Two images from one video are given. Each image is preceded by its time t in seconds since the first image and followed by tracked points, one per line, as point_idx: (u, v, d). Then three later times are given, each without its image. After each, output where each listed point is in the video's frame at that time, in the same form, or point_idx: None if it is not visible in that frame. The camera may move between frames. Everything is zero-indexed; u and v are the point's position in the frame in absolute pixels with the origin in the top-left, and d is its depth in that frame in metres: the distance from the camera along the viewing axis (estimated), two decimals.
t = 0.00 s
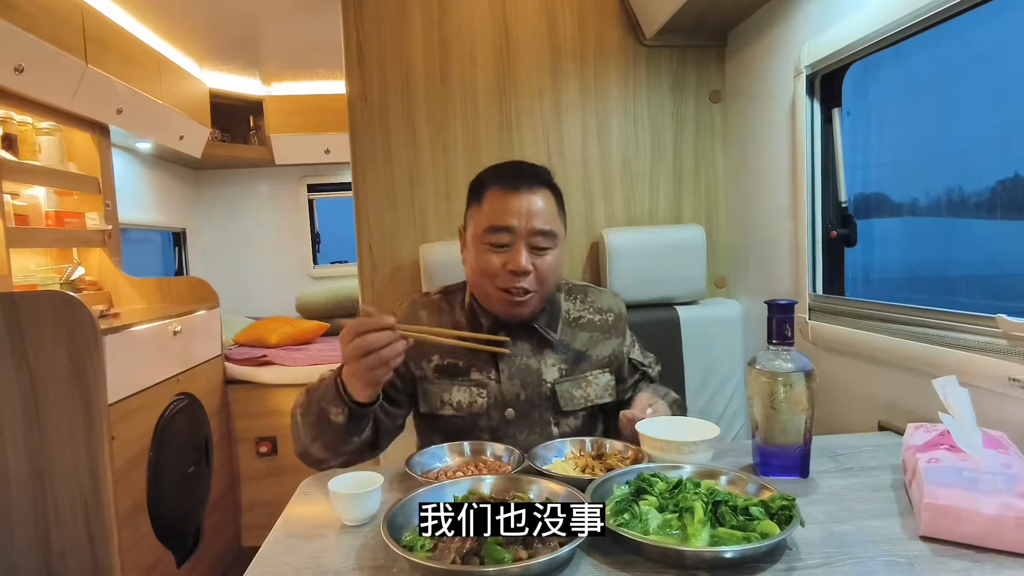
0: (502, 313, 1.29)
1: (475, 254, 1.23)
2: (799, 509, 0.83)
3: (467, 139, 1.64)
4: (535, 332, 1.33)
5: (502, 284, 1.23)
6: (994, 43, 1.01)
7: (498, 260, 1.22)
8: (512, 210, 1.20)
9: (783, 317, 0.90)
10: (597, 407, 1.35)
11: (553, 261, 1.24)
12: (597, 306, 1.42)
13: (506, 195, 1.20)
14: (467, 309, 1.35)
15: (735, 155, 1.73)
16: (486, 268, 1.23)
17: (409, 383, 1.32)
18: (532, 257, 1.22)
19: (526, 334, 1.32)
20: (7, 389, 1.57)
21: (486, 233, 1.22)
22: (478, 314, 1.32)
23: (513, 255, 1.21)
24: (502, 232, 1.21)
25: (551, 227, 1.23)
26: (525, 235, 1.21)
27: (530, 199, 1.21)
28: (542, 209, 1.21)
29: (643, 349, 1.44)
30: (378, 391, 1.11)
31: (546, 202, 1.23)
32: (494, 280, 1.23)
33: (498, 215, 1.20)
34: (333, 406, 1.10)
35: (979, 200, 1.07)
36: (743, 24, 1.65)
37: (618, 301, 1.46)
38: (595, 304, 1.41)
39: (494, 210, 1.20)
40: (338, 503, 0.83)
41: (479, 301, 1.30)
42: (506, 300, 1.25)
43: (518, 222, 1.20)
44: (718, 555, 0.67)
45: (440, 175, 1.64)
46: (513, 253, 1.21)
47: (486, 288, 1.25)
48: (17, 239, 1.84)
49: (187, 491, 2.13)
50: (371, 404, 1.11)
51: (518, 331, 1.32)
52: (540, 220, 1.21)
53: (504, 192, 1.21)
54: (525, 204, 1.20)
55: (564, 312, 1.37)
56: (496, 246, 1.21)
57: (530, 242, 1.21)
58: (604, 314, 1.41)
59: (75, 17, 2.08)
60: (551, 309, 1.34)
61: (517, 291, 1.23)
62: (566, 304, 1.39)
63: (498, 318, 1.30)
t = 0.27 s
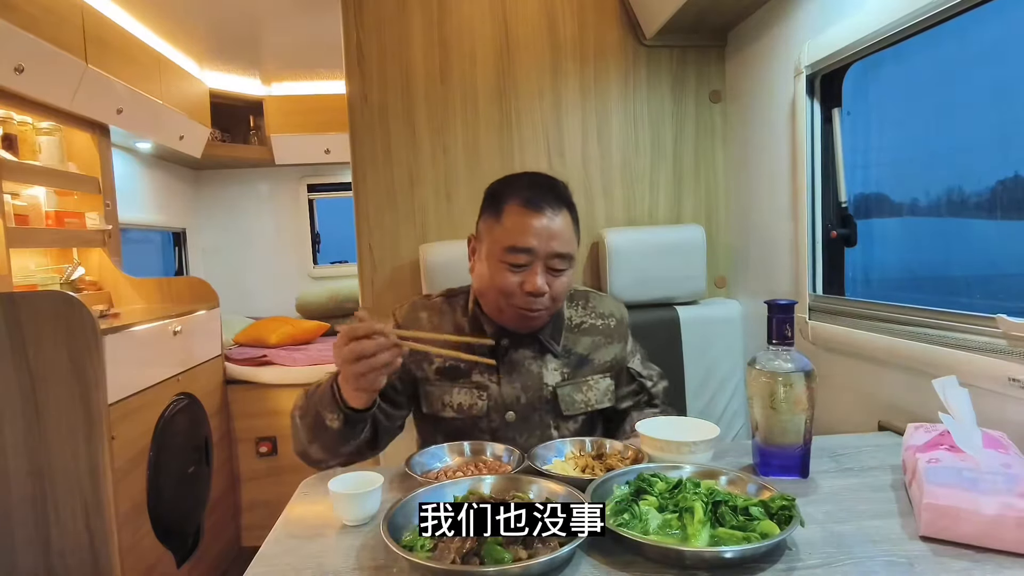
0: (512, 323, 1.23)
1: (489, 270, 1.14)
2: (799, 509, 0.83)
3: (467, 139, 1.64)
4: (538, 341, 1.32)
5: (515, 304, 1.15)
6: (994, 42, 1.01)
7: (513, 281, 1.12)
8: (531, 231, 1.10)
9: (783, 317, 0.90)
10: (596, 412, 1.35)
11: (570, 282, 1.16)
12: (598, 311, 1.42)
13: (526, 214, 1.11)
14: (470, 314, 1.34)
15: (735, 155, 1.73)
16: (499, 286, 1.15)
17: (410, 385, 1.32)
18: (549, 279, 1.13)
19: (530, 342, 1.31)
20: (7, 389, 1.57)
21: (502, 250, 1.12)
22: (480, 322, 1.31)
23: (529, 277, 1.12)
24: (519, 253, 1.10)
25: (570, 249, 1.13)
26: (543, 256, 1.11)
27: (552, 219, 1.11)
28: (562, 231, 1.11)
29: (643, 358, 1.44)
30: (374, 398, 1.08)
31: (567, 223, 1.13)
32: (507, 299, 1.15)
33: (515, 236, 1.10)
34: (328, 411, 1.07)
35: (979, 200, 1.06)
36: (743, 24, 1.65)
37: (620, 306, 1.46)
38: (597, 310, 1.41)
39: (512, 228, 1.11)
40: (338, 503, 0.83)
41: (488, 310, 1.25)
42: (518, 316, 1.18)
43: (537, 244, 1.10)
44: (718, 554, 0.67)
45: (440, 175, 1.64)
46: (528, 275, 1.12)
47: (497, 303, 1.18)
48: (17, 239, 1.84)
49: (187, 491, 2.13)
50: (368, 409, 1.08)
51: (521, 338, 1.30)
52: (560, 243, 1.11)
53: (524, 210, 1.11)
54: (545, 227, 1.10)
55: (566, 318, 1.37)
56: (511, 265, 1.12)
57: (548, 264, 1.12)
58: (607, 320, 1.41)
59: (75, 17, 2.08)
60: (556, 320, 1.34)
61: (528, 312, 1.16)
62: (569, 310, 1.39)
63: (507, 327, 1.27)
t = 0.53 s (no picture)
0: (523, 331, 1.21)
1: (503, 273, 1.14)
2: (799, 510, 0.83)
3: (467, 139, 1.64)
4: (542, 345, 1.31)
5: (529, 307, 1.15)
6: (994, 42, 1.01)
7: (528, 284, 1.13)
8: (546, 234, 1.11)
9: (783, 317, 0.90)
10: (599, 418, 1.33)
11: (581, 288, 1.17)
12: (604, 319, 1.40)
13: (541, 216, 1.12)
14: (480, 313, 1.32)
15: (735, 155, 1.73)
16: (513, 290, 1.14)
17: (416, 379, 1.31)
18: (562, 284, 1.14)
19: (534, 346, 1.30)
20: (7, 389, 1.57)
21: (516, 253, 1.13)
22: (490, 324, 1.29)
23: (543, 280, 1.12)
24: (534, 255, 1.12)
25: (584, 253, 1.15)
26: (558, 259, 1.12)
27: (566, 222, 1.13)
28: (576, 235, 1.13)
29: (643, 372, 1.39)
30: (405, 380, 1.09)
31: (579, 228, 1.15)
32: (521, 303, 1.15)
33: (531, 238, 1.11)
34: (355, 388, 1.07)
35: (980, 200, 1.07)
36: (742, 24, 1.65)
37: (624, 314, 1.45)
38: (603, 316, 1.40)
39: (527, 231, 1.12)
40: (338, 503, 0.83)
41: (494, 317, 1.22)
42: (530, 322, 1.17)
43: (552, 246, 1.11)
44: (718, 554, 0.67)
45: (440, 175, 1.64)
46: (543, 278, 1.12)
47: (510, 308, 1.17)
48: (17, 239, 1.84)
49: (187, 491, 2.13)
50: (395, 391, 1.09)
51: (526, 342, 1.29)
52: (574, 246, 1.13)
53: (539, 213, 1.13)
54: (559, 230, 1.12)
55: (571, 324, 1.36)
56: (526, 268, 1.12)
57: (562, 268, 1.13)
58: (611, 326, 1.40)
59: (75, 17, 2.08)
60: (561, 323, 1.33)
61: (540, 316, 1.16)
62: (575, 316, 1.38)
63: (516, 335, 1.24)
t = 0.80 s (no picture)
0: (534, 333, 1.22)
1: (518, 274, 1.15)
2: (799, 510, 0.83)
3: (467, 139, 1.64)
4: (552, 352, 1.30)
5: (541, 311, 1.16)
6: (994, 41, 1.01)
7: (542, 288, 1.13)
8: (563, 239, 1.10)
9: (783, 317, 0.90)
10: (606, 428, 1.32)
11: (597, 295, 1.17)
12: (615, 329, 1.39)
13: (560, 221, 1.11)
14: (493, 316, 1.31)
15: (735, 155, 1.73)
16: (526, 293, 1.15)
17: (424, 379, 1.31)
18: (577, 290, 1.14)
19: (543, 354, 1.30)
20: (7, 389, 1.57)
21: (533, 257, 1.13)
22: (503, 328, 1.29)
23: (557, 286, 1.13)
24: (550, 260, 1.11)
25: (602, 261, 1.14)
26: (574, 265, 1.12)
27: (586, 228, 1.12)
28: (594, 242, 1.12)
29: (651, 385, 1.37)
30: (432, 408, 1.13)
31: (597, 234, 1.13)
32: (534, 305, 1.16)
33: (548, 243, 1.11)
34: (383, 408, 1.10)
35: (979, 200, 1.07)
36: (742, 24, 1.65)
37: (636, 325, 1.43)
38: (615, 326, 1.38)
39: (545, 235, 1.11)
40: (338, 503, 0.84)
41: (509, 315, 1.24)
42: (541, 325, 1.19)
43: (569, 253, 1.11)
44: (718, 554, 0.67)
45: (440, 175, 1.64)
46: (558, 284, 1.13)
47: (522, 310, 1.18)
48: (17, 239, 1.84)
49: (187, 491, 2.13)
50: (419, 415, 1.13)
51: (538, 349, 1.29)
52: (591, 254, 1.12)
53: (559, 217, 1.11)
54: (577, 237, 1.11)
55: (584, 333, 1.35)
56: (541, 272, 1.13)
57: (577, 274, 1.13)
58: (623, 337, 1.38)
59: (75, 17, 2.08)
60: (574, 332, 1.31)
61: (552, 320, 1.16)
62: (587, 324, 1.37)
63: (527, 335, 1.26)
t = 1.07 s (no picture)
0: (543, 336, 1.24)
1: (532, 276, 1.17)
2: (799, 510, 0.83)
3: (467, 139, 1.64)
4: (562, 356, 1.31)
5: (553, 314, 1.18)
6: (993, 41, 1.01)
7: (556, 291, 1.15)
8: (579, 243, 1.12)
9: (782, 317, 0.90)
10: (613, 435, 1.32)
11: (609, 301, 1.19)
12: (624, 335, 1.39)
13: (578, 225, 1.12)
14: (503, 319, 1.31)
15: (735, 155, 1.73)
16: (539, 295, 1.17)
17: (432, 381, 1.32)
18: (590, 295, 1.16)
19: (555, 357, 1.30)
20: (7, 389, 1.57)
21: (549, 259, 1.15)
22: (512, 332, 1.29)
23: (571, 290, 1.15)
24: (565, 264, 1.13)
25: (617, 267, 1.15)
26: (589, 270, 1.14)
27: (603, 233, 1.13)
28: (610, 247, 1.13)
29: (659, 392, 1.37)
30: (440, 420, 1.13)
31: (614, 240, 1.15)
32: (546, 308, 1.18)
33: (565, 246, 1.12)
34: (392, 421, 1.10)
35: (979, 200, 1.07)
36: (742, 24, 1.65)
37: (646, 332, 1.43)
38: (625, 332, 1.38)
39: (562, 239, 1.12)
40: (338, 503, 0.84)
41: (520, 318, 1.25)
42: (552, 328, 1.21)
43: (585, 257, 1.12)
44: (718, 555, 0.67)
45: (440, 174, 1.64)
46: (572, 288, 1.15)
47: (534, 313, 1.20)
48: (17, 239, 1.84)
49: (187, 491, 2.13)
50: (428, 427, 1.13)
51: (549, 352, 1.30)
52: (606, 259, 1.13)
53: (576, 221, 1.13)
54: (595, 242, 1.12)
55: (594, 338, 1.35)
56: (556, 276, 1.15)
57: (592, 279, 1.14)
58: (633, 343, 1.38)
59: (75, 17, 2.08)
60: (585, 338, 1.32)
61: (565, 324, 1.19)
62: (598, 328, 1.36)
63: (536, 340, 1.27)
